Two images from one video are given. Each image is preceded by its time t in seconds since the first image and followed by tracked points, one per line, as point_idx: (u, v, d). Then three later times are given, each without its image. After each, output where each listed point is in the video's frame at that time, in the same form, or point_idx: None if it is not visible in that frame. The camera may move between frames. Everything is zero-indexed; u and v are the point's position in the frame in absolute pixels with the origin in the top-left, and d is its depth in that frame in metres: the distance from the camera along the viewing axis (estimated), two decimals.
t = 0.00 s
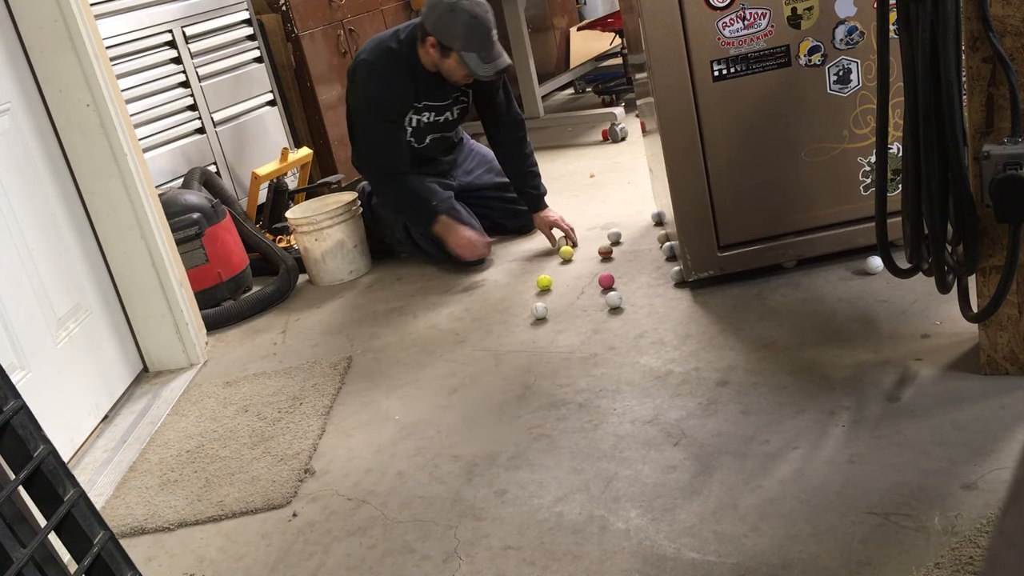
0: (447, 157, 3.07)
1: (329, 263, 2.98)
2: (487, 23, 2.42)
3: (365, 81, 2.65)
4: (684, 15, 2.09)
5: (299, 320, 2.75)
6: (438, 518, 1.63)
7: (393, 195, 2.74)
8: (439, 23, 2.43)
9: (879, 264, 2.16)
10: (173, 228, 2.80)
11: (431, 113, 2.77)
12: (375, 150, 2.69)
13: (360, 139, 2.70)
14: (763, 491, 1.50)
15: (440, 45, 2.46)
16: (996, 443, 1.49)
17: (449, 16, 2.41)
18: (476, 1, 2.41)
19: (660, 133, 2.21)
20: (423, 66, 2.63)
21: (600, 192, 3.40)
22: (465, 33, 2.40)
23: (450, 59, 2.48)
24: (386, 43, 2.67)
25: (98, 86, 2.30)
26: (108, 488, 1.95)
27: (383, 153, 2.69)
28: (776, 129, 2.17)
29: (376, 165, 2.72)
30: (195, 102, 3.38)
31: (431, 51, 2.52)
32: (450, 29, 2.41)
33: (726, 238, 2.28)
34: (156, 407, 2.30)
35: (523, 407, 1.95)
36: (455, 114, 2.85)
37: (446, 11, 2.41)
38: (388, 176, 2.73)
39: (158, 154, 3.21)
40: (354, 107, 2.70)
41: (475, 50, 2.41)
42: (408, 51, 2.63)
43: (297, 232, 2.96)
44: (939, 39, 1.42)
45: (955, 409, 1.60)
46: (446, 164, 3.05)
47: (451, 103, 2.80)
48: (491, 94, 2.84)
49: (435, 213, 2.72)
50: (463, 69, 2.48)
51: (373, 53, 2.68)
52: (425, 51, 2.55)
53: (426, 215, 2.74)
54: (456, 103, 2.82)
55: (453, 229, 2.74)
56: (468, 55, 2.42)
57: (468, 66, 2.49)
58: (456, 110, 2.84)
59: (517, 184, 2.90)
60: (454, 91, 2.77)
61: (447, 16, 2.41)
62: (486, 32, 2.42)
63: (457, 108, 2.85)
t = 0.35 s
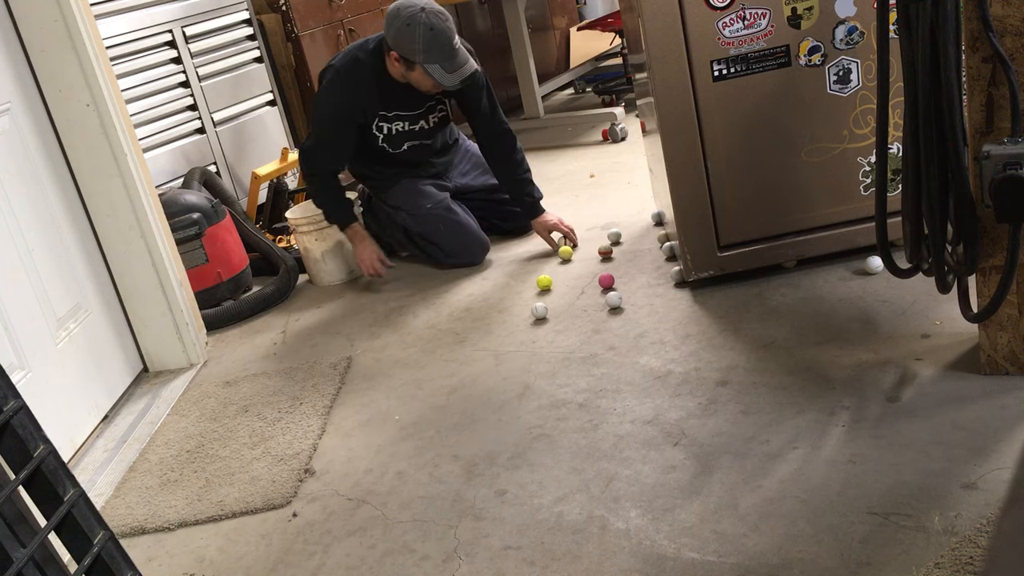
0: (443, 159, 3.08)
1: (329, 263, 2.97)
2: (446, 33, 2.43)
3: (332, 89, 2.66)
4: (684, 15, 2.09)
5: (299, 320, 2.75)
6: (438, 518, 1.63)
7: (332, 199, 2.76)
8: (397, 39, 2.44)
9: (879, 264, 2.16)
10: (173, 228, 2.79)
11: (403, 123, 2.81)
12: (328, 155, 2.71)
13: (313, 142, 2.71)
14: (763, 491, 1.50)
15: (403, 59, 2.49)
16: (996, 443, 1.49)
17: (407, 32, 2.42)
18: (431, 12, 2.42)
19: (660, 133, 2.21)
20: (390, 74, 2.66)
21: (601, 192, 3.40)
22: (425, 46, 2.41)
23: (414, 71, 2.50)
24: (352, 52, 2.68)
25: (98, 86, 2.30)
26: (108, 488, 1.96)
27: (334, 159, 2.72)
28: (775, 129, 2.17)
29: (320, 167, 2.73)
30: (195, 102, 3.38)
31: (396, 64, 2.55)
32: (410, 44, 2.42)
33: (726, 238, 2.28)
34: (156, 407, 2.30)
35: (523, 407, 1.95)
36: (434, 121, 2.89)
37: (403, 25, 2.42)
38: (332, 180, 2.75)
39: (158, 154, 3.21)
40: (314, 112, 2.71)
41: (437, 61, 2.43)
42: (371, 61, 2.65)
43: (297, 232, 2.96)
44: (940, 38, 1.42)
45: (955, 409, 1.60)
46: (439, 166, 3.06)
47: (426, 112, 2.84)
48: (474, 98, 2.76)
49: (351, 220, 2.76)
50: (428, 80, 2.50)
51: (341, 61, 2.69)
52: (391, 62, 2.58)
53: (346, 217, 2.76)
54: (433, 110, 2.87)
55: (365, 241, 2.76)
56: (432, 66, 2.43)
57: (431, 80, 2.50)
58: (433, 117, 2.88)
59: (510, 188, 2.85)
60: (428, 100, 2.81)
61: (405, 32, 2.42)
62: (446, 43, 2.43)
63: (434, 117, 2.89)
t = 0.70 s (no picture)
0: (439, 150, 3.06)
1: (328, 264, 2.97)
2: (433, 13, 2.42)
3: (326, 85, 2.65)
4: (684, 14, 2.09)
5: (299, 320, 2.75)
6: (438, 518, 1.63)
7: (345, 199, 2.75)
8: (384, 19, 2.44)
9: (879, 264, 2.16)
10: (173, 228, 2.79)
11: (399, 113, 2.79)
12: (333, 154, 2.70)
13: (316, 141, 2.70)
14: (763, 491, 1.50)
15: (392, 40, 2.48)
16: (996, 443, 1.48)
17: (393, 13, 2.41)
18: None
19: (660, 133, 2.20)
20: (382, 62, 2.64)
21: (601, 191, 3.40)
22: (412, 25, 2.41)
23: (402, 53, 2.49)
24: (344, 46, 2.67)
25: (98, 86, 2.30)
26: (108, 488, 1.96)
27: (341, 157, 2.71)
28: (775, 129, 2.17)
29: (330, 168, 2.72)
30: (195, 102, 3.38)
31: (385, 47, 2.54)
32: (396, 24, 2.42)
33: (726, 238, 2.28)
34: (156, 407, 2.30)
35: (523, 407, 1.95)
36: (430, 109, 2.87)
37: (389, 6, 2.42)
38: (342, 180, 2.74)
39: (157, 154, 3.21)
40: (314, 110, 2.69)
41: (425, 39, 2.42)
42: (364, 51, 2.64)
43: (296, 233, 2.96)
44: (940, 38, 1.42)
45: (955, 409, 1.60)
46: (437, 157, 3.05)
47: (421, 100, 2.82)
48: (466, 86, 2.74)
49: (365, 232, 2.78)
50: (417, 60, 2.49)
51: (333, 56, 2.68)
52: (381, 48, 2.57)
53: (356, 230, 2.77)
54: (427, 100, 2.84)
55: (379, 256, 2.80)
56: (419, 44, 2.42)
57: (421, 59, 2.49)
58: (429, 106, 2.86)
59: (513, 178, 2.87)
60: (421, 87, 2.79)
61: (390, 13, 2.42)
62: (433, 21, 2.42)
63: (430, 106, 2.87)
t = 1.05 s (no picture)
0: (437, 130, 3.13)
1: (327, 265, 2.97)
2: None
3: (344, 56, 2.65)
4: (684, 14, 2.10)
5: (299, 319, 2.75)
6: (438, 518, 1.63)
7: (367, 173, 2.70)
8: None
9: (879, 264, 2.16)
10: (173, 228, 2.79)
11: (415, 73, 2.83)
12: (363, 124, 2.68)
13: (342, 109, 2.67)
14: (763, 491, 1.50)
15: None
16: (996, 443, 1.49)
17: None
18: None
19: (660, 133, 2.21)
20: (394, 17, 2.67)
21: (601, 192, 3.40)
22: None
23: None
24: (354, 11, 2.68)
25: (97, 86, 2.30)
26: (108, 489, 1.96)
27: (370, 123, 2.69)
28: (775, 129, 2.17)
29: (360, 140, 2.69)
30: (195, 102, 3.38)
31: None
32: None
33: (726, 238, 2.28)
34: (156, 407, 2.30)
35: (523, 407, 1.95)
36: (431, 68, 2.93)
37: None
38: (369, 152, 2.71)
39: (157, 154, 3.21)
40: (337, 81, 2.68)
41: None
42: (379, 9, 2.67)
43: (296, 232, 2.95)
44: (939, 37, 1.42)
45: (955, 409, 1.60)
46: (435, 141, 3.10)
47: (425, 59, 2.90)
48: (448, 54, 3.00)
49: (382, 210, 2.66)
50: None
51: (347, 21, 2.67)
52: None
53: (372, 211, 2.67)
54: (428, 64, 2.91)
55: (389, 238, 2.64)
56: None
57: None
58: (430, 63, 2.93)
59: (484, 160, 3.08)
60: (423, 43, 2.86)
61: None
62: None
63: (431, 64, 2.94)
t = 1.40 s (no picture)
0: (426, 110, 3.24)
1: (327, 265, 2.97)
2: None
3: (352, 21, 2.78)
4: (684, 14, 2.10)
5: (300, 319, 2.75)
6: (438, 518, 1.63)
7: (351, 119, 2.77)
8: None
9: (879, 264, 2.16)
10: (173, 228, 2.79)
11: (412, 52, 2.98)
12: (354, 79, 2.79)
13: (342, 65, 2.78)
14: (763, 491, 1.50)
15: None
16: (997, 443, 1.48)
17: None
18: None
19: (660, 134, 2.21)
20: None
21: (601, 191, 3.40)
22: None
23: None
24: None
25: (98, 86, 2.30)
26: (108, 488, 1.96)
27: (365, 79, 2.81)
28: (775, 129, 2.17)
29: (347, 88, 2.80)
30: (195, 102, 3.38)
31: None
32: None
33: (726, 238, 2.28)
34: (156, 407, 2.30)
35: (523, 407, 1.95)
36: (427, 53, 3.09)
37: None
38: (353, 101, 2.81)
39: (157, 154, 3.21)
40: (336, 50, 2.79)
41: None
42: None
43: (296, 232, 2.95)
44: (939, 37, 1.42)
45: (956, 409, 1.60)
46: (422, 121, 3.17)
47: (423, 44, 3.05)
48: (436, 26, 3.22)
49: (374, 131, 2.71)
50: None
51: None
52: None
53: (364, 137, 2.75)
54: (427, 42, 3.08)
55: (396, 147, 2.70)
56: None
57: None
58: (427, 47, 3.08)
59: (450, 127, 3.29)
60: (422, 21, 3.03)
61: None
62: None
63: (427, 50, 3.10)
